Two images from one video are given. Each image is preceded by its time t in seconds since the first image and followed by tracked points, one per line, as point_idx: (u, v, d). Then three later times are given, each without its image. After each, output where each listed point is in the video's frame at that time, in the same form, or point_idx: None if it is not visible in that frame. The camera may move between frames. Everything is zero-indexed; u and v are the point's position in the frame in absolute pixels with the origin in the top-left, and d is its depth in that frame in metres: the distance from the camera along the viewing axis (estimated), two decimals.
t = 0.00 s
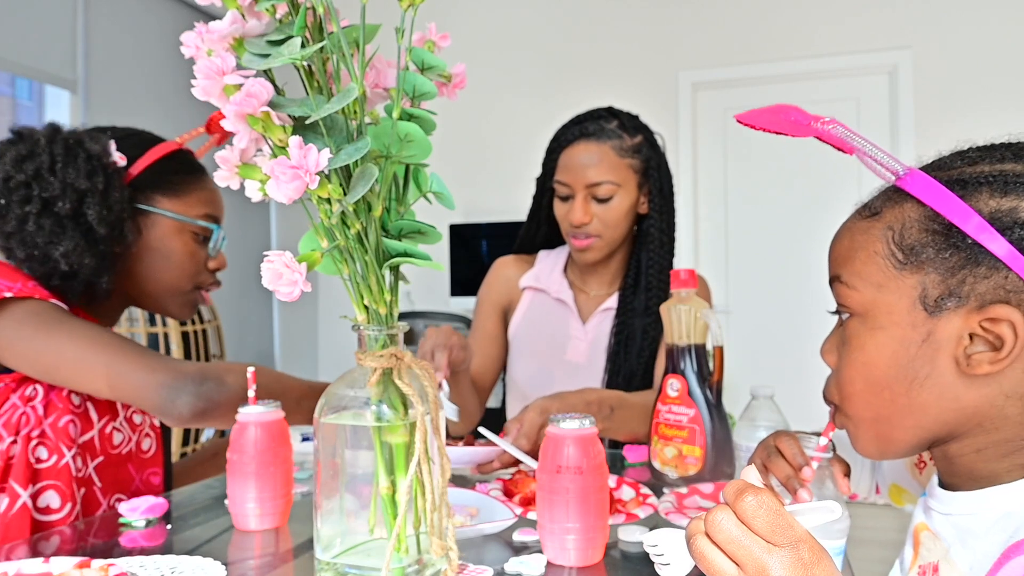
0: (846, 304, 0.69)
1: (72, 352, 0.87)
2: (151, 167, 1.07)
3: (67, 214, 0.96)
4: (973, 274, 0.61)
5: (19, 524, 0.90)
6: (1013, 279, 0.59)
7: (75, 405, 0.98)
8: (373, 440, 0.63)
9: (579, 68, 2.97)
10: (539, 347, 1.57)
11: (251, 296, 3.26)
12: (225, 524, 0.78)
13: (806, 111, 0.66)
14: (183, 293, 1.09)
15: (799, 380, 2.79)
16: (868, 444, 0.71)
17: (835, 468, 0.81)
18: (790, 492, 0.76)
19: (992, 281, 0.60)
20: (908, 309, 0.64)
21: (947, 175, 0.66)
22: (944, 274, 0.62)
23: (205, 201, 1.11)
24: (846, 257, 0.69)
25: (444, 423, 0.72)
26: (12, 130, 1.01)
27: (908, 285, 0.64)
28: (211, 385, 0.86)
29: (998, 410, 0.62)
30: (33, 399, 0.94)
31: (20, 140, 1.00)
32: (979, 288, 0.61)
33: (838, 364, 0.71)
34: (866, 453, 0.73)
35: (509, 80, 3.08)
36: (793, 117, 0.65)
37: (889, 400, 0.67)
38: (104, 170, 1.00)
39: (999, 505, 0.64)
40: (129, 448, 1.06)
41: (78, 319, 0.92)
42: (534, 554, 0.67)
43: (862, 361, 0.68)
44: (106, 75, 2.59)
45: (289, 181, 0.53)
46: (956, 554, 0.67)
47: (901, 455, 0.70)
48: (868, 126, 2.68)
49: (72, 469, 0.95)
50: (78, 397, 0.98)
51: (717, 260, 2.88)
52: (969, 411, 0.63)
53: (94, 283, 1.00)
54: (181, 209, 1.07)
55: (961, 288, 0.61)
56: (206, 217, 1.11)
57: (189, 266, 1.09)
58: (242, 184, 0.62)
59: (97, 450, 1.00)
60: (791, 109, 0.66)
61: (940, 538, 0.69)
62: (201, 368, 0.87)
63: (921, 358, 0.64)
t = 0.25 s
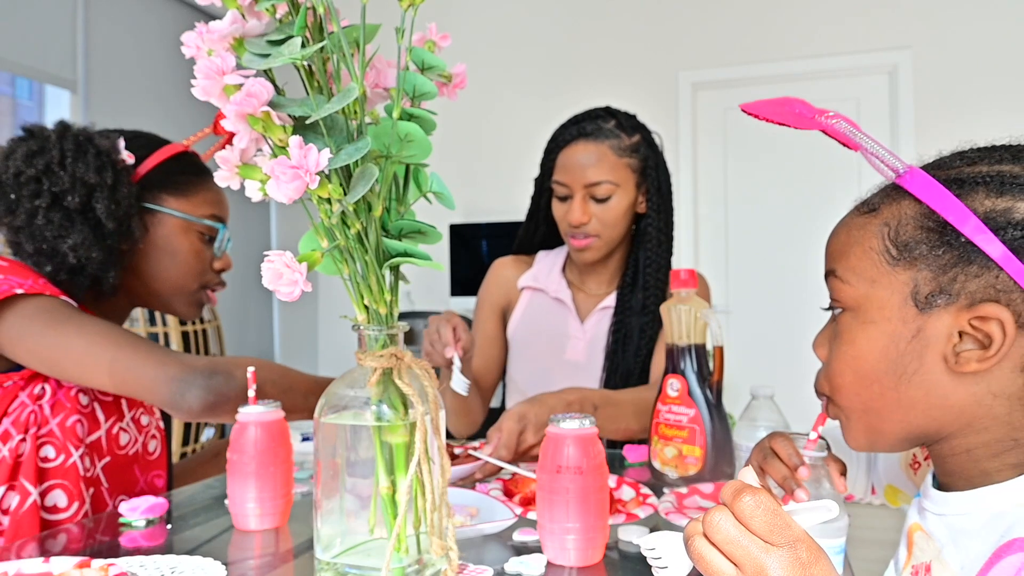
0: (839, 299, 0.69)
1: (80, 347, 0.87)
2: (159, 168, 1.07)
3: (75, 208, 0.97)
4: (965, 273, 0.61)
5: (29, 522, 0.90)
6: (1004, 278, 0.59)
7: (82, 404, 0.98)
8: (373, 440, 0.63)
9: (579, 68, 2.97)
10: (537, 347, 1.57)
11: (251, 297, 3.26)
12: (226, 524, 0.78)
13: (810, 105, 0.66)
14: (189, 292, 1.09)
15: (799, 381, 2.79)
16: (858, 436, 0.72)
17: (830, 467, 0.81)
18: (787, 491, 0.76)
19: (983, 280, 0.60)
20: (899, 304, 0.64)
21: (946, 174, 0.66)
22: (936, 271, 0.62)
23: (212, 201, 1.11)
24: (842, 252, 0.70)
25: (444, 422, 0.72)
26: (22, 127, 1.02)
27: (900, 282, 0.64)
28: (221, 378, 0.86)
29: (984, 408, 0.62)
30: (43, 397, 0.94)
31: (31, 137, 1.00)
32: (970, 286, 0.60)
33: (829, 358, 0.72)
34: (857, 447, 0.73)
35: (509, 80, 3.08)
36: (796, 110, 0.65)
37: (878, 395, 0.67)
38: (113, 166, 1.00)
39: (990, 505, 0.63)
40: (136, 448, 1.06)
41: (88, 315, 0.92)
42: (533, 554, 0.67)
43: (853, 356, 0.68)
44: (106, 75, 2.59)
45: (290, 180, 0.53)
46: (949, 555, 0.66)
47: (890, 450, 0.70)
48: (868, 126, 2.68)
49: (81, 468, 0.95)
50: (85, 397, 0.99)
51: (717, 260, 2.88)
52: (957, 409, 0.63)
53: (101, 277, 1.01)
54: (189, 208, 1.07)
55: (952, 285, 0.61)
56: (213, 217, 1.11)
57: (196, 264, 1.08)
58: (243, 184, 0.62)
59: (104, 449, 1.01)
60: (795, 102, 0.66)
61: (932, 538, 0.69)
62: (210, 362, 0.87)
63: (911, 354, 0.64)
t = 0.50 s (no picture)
0: (839, 300, 0.69)
1: (82, 348, 0.87)
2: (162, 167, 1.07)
3: (80, 209, 0.96)
4: (961, 270, 0.61)
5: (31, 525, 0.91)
6: (999, 275, 0.59)
7: (84, 408, 0.98)
8: (373, 440, 0.63)
9: (579, 68, 2.97)
10: (536, 347, 1.57)
11: (251, 297, 3.26)
12: (226, 524, 0.78)
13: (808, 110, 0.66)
14: (191, 294, 1.09)
15: (798, 381, 2.80)
16: (859, 437, 0.71)
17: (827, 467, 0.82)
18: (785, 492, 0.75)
19: (979, 277, 0.60)
20: (897, 304, 0.64)
21: (942, 174, 0.66)
22: (932, 270, 0.62)
23: (213, 203, 1.11)
24: (841, 254, 0.70)
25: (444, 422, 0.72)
26: (27, 128, 1.02)
27: (897, 281, 0.64)
28: (221, 381, 0.86)
29: (981, 406, 0.62)
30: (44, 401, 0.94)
31: (36, 138, 1.01)
32: (966, 283, 0.60)
33: (830, 360, 0.72)
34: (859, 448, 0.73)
35: (509, 80, 3.08)
36: (794, 115, 0.65)
37: (877, 395, 0.67)
38: (118, 168, 1.00)
39: (987, 504, 0.63)
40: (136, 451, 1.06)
41: (90, 317, 0.91)
42: (533, 554, 0.67)
43: (852, 356, 0.68)
44: (106, 75, 2.59)
45: (290, 180, 0.53)
46: (945, 555, 0.65)
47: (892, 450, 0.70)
48: (868, 126, 2.68)
49: (82, 472, 0.95)
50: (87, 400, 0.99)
51: (717, 260, 2.88)
52: (956, 406, 0.63)
53: (104, 278, 1.01)
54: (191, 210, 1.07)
55: (947, 283, 0.61)
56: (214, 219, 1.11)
57: (196, 265, 1.08)
58: (243, 184, 0.62)
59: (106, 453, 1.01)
60: (793, 109, 0.67)
61: (929, 537, 0.69)
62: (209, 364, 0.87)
63: (909, 353, 0.64)
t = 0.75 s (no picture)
0: (844, 298, 0.69)
1: (71, 344, 0.87)
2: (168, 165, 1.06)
3: (87, 211, 0.97)
4: (965, 267, 0.61)
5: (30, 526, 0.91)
6: (1003, 272, 0.59)
7: (78, 409, 0.98)
8: (373, 440, 0.63)
9: (579, 68, 2.97)
10: (535, 346, 1.57)
11: (251, 297, 3.26)
12: (226, 524, 0.78)
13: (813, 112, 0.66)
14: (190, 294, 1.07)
15: (799, 381, 2.79)
16: (862, 437, 0.71)
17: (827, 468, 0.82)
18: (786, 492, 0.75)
19: (982, 274, 0.60)
20: (900, 301, 0.64)
21: (946, 174, 0.66)
22: (935, 267, 0.62)
23: (214, 203, 1.10)
24: (846, 253, 0.70)
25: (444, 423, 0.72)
26: (31, 128, 1.02)
27: (901, 278, 0.64)
28: (210, 372, 0.87)
29: (984, 404, 0.62)
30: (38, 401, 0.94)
31: (41, 137, 1.01)
32: (969, 281, 0.60)
33: (834, 359, 0.72)
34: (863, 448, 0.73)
35: (510, 80, 3.08)
36: (800, 116, 0.65)
37: (880, 394, 0.67)
38: (123, 170, 1.00)
39: (987, 504, 0.63)
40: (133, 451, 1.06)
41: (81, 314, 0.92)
42: (534, 554, 0.67)
43: (855, 354, 0.68)
44: (106, 75, 2.59)
45: (290, 180, 0.53)
46: (948, 555, 0.66)
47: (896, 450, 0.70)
48: (868, 126, 2.68)
49: (78, 474, 0.95)
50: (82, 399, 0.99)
51: (717, 260, 2.88)
52: (959, 405, 0.63)
53: (109, 280, 1.01)
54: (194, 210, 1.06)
55: (951, 279, 0.61)
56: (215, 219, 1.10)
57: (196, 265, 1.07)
58: (243, 184, 0.62)
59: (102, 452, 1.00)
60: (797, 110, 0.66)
61: (932, 539, 0.69)
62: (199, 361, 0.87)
63: (912, 350, 0.64)
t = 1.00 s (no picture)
0: (843, 297, 0.70)
1: (57, 344, 0.87)
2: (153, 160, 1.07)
3: (69, 204, 0.97)
4: (963, 267, 0.61)
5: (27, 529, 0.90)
6: (1001, 272, 0.59)
7: (73, 410, 0.98)
8: (373, 440, 0.63)
9: (579, 68, 2.97)
10: (535, 347, 1.56)
11: (251, 296, 3.26)
12: (226, 524, 0.78)
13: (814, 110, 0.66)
14: (176, 290, 1.08)
15: (799, 381, 2.79)
16: (860, 437, 0.71)
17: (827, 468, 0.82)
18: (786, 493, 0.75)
19: (981, 274, 0.60)
20: (899, 301, 0.64)
21: (947, 174, 0.66)
22: (934, 267, 0.62)
23: (201, 198, 1.11)
24: (846, 252, 0.70)
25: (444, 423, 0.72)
26: (14, 122, 1.03)
27: (900, 278, 0.64)
28: (194, 362, 0.86)
29: (983, 404, 0.62)
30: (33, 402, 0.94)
31: (23, 132, 1.01)
32: (967, 280, 0.60)
33: (833, 359, 0.72)
34: (863, 449, 0.73)
35: (510, 80, 3.08)
36: (802, 114, 0.65)
37: (879, 393, 0.67)
38: (106, 162, 1.00)
39: (987, 503, 0.63)
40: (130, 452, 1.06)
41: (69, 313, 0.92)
42: (534, 554, 0.67)
43: (854, 353, 0.68)
44: (106, 75, 2.59)
45: (290, 180, 0.53)
46: (946, 555, 0.66)
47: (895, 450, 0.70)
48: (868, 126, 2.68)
49: (74, 475, 0.95)
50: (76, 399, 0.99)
51: (717, 260, 2.88)
52: (957, 405, 0.63)
53: (92, 274, 1.01)
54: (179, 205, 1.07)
55: (949, 279, 0.61)
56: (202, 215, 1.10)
57: (182, 260, 1.07)
58: (243, 184, 0.62)
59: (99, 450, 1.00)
60: (800, 108, 0.67)
61: (931, 539, 0.69)
62: (180, 354, 0.86)
63: (910, 350, 0.64)
